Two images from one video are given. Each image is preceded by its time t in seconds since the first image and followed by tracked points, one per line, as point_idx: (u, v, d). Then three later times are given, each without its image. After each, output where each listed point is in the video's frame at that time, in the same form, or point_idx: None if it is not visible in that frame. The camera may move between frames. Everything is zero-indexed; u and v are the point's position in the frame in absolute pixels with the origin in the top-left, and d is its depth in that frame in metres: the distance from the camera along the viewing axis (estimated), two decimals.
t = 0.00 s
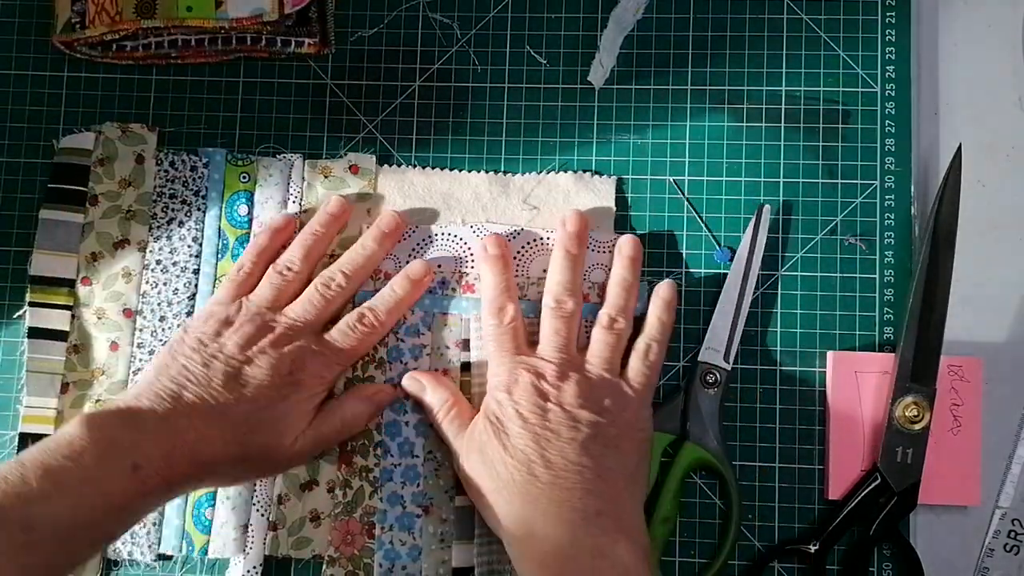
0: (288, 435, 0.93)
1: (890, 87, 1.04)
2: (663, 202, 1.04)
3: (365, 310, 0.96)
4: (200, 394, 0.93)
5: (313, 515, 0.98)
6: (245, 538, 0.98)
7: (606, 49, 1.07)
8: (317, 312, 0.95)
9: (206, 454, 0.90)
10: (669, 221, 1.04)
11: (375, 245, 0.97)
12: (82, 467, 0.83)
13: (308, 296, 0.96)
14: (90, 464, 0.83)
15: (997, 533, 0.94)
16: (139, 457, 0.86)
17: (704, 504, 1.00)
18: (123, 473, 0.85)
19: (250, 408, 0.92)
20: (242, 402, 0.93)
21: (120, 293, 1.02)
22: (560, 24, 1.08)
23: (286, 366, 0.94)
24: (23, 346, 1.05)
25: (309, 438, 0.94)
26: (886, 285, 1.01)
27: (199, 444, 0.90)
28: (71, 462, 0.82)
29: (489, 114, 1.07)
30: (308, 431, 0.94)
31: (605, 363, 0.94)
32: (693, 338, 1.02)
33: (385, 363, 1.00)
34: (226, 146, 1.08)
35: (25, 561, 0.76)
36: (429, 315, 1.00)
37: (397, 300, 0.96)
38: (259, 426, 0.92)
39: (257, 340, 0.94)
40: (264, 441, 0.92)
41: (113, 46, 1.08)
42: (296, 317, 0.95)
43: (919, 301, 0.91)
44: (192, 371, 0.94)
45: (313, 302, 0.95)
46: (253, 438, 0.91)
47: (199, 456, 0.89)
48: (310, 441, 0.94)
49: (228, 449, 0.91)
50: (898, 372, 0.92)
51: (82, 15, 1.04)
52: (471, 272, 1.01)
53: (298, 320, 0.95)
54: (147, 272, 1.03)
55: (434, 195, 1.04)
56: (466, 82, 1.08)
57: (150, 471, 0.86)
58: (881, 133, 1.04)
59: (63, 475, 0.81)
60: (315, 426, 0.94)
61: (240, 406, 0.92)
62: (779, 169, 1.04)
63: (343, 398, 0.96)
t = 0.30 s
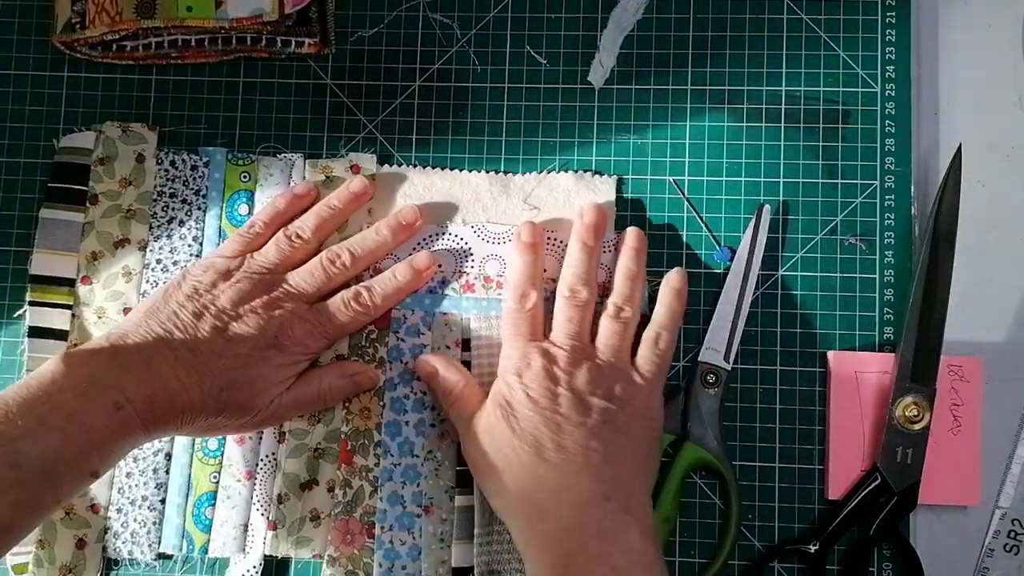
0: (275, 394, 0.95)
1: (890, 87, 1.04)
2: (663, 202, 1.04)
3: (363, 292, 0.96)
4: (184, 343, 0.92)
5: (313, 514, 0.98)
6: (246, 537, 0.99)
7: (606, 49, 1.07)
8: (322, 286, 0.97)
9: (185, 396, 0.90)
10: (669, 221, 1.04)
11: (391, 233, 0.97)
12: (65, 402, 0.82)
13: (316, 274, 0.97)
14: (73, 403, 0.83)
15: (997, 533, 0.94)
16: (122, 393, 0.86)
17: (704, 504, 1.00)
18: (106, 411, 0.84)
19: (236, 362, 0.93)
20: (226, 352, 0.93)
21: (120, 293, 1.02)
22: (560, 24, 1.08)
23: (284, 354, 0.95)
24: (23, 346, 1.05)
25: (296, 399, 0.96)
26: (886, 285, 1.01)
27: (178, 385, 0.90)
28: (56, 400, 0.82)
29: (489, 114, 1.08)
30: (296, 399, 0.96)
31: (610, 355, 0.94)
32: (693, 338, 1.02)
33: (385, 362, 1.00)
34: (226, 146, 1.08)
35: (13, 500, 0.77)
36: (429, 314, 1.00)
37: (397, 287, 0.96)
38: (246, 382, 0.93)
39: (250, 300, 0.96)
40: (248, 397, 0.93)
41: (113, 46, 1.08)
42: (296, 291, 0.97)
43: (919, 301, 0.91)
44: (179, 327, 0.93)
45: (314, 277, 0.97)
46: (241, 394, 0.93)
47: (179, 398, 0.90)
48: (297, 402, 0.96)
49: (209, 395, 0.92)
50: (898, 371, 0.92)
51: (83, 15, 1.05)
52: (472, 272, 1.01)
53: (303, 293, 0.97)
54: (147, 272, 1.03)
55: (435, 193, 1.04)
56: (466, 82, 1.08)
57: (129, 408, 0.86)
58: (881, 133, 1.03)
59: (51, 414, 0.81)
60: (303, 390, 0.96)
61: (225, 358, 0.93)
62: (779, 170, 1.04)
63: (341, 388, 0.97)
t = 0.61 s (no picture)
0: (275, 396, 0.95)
1: (890, 87, 1.04)
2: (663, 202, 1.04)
3: (364, 287, 0.97)
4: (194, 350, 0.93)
5: (312, 515, 0.98)
6: (246, 538, 0.99)
7: (606, 50, 1.03)
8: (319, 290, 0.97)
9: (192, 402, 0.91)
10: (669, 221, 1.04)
11: (391, 233, 0.97)
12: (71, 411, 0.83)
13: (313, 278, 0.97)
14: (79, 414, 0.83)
15: (997, 533, 0.93)
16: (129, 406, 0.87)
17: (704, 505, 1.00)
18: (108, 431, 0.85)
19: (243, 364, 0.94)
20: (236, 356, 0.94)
21: (120, 293, 1.02)
22: (560, 24, 1.08)
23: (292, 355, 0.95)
24: (23, 346, 1.05)
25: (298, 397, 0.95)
26: (886, 285, 1.01)
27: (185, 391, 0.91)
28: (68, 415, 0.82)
29: (489, 114, 1.07)
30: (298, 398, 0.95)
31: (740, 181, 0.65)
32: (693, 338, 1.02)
33: (385, 362, 1.00)
34: (226, 146, 1.08)
35: (21, 510, 0.78)
36: (430, 315, 1.01)
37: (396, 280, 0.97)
38: (255, 385, 0.93)
39: (256, 302, 0.96)
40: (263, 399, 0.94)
41: (112, 47, 1.08)
42: (301, 293, 0.97)
43: (919, 302, 0.91)
44: (185, 334, 0.93)
45: (318, 279, 0.97)
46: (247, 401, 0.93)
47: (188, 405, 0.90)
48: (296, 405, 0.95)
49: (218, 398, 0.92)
50: (898, 371, 0.92)
51: (83, 15, 1.05)
52: (472, 272, 1.01)
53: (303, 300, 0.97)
54: (147, 272, 1.03)
55: (435, 193, 1.04)
56: (466, 82, 1.08)
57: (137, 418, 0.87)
58: (880, 133, 1.04)
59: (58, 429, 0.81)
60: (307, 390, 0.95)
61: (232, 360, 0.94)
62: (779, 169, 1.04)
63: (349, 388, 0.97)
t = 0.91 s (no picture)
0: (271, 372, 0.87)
1: (890, 87, 1.04)
2: (663, 202, 1.04)
3: (358, 260, 0.94)
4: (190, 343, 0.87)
5: (312, 515, 0.98)
6: (246, 538, 0.99)
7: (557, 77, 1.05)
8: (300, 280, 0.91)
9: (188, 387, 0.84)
10: (668, 221, 1.04)
11: (380, 206, 0.97)
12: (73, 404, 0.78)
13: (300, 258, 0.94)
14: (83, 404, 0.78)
15: (996, 533, 0.93)
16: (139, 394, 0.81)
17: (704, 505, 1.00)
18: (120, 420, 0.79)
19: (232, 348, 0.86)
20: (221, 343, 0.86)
21: (120, 293, 1.02)
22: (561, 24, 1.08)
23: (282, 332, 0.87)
24: (23, 346, 1.05)
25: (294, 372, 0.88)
26: (886, 285, 1.01)
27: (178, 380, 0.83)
28: (65, 414, 0.76)
29: (489, 114, 1.07)
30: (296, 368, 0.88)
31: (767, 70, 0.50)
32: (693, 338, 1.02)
33: (385, 362, 1.00)
34: (226, 146, 1.08)
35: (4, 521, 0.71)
36: (430, 315, 1.01)
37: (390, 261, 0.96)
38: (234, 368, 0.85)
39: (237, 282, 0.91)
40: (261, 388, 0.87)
41: (112, 46, 1.08)
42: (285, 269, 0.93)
43: (918, 302, 0.91)
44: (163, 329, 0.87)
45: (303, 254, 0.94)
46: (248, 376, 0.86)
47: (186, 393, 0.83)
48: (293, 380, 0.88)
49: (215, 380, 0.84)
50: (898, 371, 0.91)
51: (83, 15, 1.05)
52: (472, 271, 1.01)
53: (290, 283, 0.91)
54: (147, 272, 1.03)
55: (436, 192, 1.04)
56: (466, 82, 1.08)
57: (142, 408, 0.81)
58: (880, 133, 1.04)
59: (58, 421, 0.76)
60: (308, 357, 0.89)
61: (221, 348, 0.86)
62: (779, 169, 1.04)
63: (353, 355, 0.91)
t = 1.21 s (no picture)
0: (220, 337, 0.60)
1: (891, 87, 1.04)
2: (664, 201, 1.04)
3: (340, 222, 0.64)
4: (134, 336, 0.63)
5: (312, 515, 0.98)
6: (245, 539, 0.98)
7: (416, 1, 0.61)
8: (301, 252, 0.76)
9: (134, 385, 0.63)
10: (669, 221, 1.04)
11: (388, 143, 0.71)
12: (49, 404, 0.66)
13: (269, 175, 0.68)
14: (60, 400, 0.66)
15: (997, 533, 0.93)
16: (94, 382, 0.64)
17: (704, 505, 1.00)
18: (98, 411, 0.65)
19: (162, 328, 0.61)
20: (159, 309, 0.62)
21: (119, 293, 1.02)
22: (561, 24, 1.08)
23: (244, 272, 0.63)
24: (23, 346, 1.05)
25: (251, 324, 0.60)
26: (886, 285, 1.01)
27: (122, 377, 0.63)
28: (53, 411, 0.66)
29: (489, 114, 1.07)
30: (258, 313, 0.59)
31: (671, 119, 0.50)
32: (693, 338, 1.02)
33: (385, 362, 1.00)
34: (226, 146, 1.08)
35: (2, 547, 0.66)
36: (429, 315, 1.00)
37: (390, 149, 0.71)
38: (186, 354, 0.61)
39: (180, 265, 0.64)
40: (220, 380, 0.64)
41: (113, 46, 1.08)
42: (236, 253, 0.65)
43: (919, 303, 0.91)
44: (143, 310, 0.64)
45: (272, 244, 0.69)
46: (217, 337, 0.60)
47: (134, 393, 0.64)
48: (254, 345, 0.61)
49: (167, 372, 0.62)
50: (899, 371, 0.91)
51: (83, 14, 1.05)
52: (472, 272, 1.01)
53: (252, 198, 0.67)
54: (146, 272, 1.03)
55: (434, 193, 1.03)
56: (466, 82, 1.08)
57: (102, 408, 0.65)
58: (881, 133, 1.03)
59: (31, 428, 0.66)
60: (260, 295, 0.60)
61: (158, 322, 0.62)
62: (779, 170, 1.04)
63: (329, 276, 0.56)
